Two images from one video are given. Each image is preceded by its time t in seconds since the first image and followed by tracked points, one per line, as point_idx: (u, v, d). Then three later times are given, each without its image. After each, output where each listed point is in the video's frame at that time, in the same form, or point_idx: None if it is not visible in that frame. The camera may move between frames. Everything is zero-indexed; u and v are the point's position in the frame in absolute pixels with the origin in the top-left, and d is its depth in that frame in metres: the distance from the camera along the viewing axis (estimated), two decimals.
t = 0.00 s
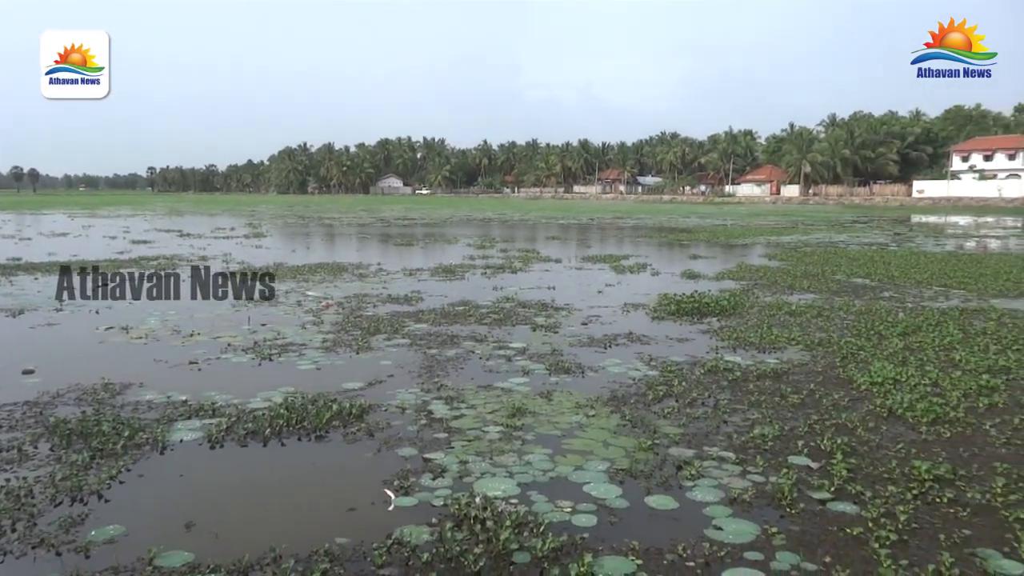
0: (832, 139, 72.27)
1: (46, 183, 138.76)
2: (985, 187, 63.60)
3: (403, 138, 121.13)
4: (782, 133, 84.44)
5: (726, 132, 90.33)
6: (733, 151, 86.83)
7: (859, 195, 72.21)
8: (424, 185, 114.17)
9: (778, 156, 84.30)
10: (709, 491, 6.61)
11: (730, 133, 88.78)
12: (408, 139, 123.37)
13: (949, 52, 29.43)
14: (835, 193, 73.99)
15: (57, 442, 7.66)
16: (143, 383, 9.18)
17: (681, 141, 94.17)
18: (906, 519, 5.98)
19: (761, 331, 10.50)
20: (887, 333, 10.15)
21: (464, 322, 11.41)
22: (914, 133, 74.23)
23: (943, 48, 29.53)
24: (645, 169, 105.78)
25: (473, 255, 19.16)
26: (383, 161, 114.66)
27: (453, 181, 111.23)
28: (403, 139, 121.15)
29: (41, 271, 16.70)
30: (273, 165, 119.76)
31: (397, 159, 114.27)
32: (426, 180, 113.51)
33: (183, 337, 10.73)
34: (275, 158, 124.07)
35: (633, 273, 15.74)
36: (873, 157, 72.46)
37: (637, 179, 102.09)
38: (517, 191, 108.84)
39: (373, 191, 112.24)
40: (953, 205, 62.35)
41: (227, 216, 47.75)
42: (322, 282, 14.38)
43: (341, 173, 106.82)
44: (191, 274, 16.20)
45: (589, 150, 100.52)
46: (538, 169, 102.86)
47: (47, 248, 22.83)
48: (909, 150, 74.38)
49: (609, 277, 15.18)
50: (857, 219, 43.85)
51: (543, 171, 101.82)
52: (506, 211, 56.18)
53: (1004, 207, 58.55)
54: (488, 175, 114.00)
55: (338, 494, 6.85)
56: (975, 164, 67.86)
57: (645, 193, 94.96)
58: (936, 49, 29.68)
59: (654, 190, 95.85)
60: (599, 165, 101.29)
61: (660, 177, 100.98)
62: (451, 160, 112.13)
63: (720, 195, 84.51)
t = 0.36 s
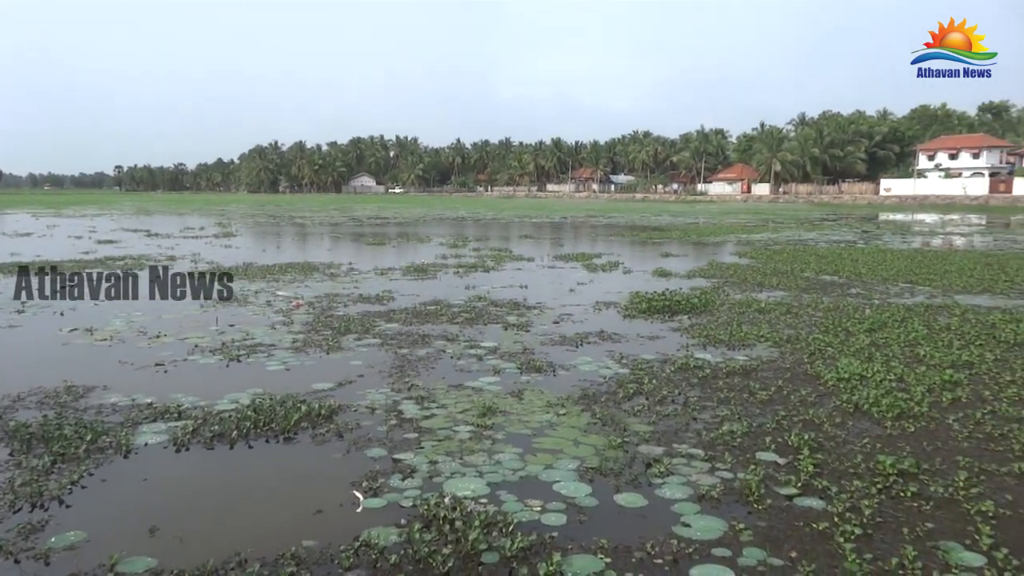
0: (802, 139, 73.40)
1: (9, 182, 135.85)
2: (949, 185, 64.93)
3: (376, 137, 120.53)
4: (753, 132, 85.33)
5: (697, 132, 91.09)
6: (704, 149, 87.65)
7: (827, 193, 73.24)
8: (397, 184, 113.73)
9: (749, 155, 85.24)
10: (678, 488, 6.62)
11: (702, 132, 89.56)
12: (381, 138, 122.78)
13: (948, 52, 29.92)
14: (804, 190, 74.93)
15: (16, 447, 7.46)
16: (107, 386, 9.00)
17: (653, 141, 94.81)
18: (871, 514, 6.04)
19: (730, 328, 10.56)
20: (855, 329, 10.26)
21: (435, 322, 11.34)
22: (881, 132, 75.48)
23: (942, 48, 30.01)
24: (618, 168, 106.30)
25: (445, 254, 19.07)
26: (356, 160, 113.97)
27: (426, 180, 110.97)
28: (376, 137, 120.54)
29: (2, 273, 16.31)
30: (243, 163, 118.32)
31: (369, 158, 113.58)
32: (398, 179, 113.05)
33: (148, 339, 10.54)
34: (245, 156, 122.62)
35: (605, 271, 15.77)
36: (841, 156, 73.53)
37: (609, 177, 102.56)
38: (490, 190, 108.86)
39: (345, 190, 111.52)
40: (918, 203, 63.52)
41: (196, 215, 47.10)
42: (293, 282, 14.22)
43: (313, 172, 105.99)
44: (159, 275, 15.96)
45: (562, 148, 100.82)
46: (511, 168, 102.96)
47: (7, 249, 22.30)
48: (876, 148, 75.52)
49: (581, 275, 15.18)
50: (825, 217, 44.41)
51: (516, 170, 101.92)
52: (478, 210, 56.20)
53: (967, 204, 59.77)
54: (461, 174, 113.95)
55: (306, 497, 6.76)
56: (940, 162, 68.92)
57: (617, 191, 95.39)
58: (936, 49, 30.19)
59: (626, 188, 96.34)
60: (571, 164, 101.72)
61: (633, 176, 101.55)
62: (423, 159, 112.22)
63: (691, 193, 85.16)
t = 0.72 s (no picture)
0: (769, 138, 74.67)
1: None
2: (914, 183, 66.21)
3: (347, 137, 119.89)
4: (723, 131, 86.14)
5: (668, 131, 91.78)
6: (675, 148, 88.40)
7: (796, 190, 74.24)
8: (369, 183, 113.22)
9: (719, 154, 86.06)
10: (645, 486, 6.63)
11: (673, 131, 90.25)
12: (353, 138, 122.13)
13: (948, 52, 30.38)
14: (773, 189, 75.79)
15: None
16: (69, 391, 8.81)
17: (625, 140, 95.44)
18: (835, 508, 6.11)
19: (699, 326, 10.62)
20: (821, 326, 10.37)
21: (406, 322, 11.28)
22: (847, 131, 76.71)
23: (942, 47, 30.48)
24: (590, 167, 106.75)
25: (416, 254, 19.00)
26: (327, 160, 113.22)
27: (398, 180, 110.68)
28: (348, 137, 119.90)
29: None
30: (212, 164, 116.88)
31: (341, 158, 112.87)
32: (370, 179, 112.55)
33: (112, 342, 10.35)
34: (214, 157, 121.16)
35: (577, 270, 15.80)
36: (809, 155, 74.60)
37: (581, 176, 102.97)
38: (462, 190, 108.80)
39: (317, 190, 110.73)
40: (884, 201, 64.62)
41: (165, 216, 46.44)
42: (262, 283, 14.07)
43: (283, 172, 105.12)
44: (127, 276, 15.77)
45: (535, 148, 101.04)
46: (483, 167, 102.99)
47: None
48: (842, 147, 76.71)
49: (553, 274, 15.19)
50: (794, 215, 44.91)
51: (488, 169, 101.93)
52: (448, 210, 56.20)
53: (932, 202, 60.92)
54: (434, 174, 113.81)
55: (271, 501, 6.67)
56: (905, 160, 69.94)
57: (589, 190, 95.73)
58: (936, 49, 30.65)
59: (598, 187, 96.75)
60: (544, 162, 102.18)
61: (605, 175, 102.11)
62: (395, 158, 112.14)
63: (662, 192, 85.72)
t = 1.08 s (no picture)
0: (736, 138, 75.51)
1: None
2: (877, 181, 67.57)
3: (316, 138, 119.01)
4: (692, 131, 86.99)
5: (636, 132, 92.47)
6: (644, 148, 89.03)
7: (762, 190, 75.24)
8: (337, 184, 112.49)
9: (687, 154, 86.89)
10: (609, 485, 6.63)
11: (642, 131, 90.88)
12: (322, 139, 121.27)
13: (949, 52, 30.83)
14: (740, 188, 76.70)
15: None
16: (24, 398, 8.58)
17: (594, 140, 96.00)
18: (796, 505, 6.16)
19: (666, 325, 10.66)
20: (785, 324, 10.47)
21: (373, 324, 11.19)
22: (812, 131, 77.94)
23: (943, 47, 30.94)
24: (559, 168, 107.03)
25: (385, 255, 18.87)
26: (295, 161, 112.35)
27: (367, 181, 110.22)
28: (316, 138, 119.02)
29: None
30: (177, 165, 115.16)
31: (309, 160, 112.09)
32: (339, 180, 111.84)
33: (70, 348, 10.13)
34: (180, 158, 119.39)
35: (545, 270, 15.78)
36: (774, 155, 75.70)
37: (551, 176, 103.16)
38: (432, 190, 108.64)
39: (284, 191, 109.76)
40: (848, 200, 65.78)
41: (126, 219, 45.51)
42: (226, 286, 13.88)
43: (250, 173, 104.05)
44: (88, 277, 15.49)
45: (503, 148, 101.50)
46: (453, 168, 102.81)
47: None
48: (807, 147, 77.91)
49: (521, 275, 15.17)
50: (761, 214, 45.33)
51: (458, 170, 101.83)
52: (416, 211, 56.10)
53: (894, 201, 62.10)
54: (403, 175, 113.51)
55: (232, 507, 6.54)
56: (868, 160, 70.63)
57: (559, 190, 96.02)
58: (936, 49, 30.99)
59: (567, 188, 97.05)
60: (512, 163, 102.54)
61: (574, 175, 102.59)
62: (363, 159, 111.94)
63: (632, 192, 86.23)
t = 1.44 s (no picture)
0: (701, 139, 76.35)
1: None
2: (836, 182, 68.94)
3: (281, 138, 117.84)
4: (657, 133, 87.82)
5: (603, 133, 93.12)
6: (610, 150, 89.77)
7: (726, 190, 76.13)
8: (303, 185, 111.47)
9: (652, 154, 87.71)
10: (572, 486, 6.64)
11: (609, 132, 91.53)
12: (287, 140, 120.14)
13: (949, 52, 31.45)
14: (705, 189, 77.61)
15: None
16: None
17: (561, 141, 96.48)
18: (756, 502, 6.22)
19: (630, 325, 10.71)
20: (747, 323, 10.57)
21: (336, 326, 11.08)
22: (775, 132, 79.20)
23: (942, 47, 31.52)
24: (526, 168, 107.36)
25: (350, 257, 18.72)
26: (259, 162, 111.11)
27: (333, 181, 109.48)
28: (281, 139, 117.86)
29: None
30: (138, 167, 113.00)
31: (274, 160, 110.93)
32: (304, 181, 110.89)
33: (23, 353, 9.86)
34: (141, 159, 117.14)
35: (511, 271, 15.77)
36: (738, 156, 76.76)
37: (518, 177, 103.32)
38: (398, 191, 108.28)
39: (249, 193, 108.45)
40: (809, 200, 66.91)
41: (81, 221, 44.49)
42: (187, 289, 13.64)
43: (213, 174, 102.57)
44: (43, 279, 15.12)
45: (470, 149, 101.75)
46: (420, 168, 102.74)
47: None
48: (770, 148, 79.18)
49: (487, 276, 15.14)
50: (725, 214, 45.85)
51: (425, 171, 101.73)
52: (381, 213, 55.97)
53: (854, 201, 63.34)
54: (369, 176, 113.01)
55: (189, 514, 6.39)
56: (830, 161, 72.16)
57: (526, 191, 96.25)
58: (937, 48, 31.57)
59: (534, 188, 97.28)
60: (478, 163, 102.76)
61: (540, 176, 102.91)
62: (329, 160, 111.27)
63: (600, 193, 86.70)
